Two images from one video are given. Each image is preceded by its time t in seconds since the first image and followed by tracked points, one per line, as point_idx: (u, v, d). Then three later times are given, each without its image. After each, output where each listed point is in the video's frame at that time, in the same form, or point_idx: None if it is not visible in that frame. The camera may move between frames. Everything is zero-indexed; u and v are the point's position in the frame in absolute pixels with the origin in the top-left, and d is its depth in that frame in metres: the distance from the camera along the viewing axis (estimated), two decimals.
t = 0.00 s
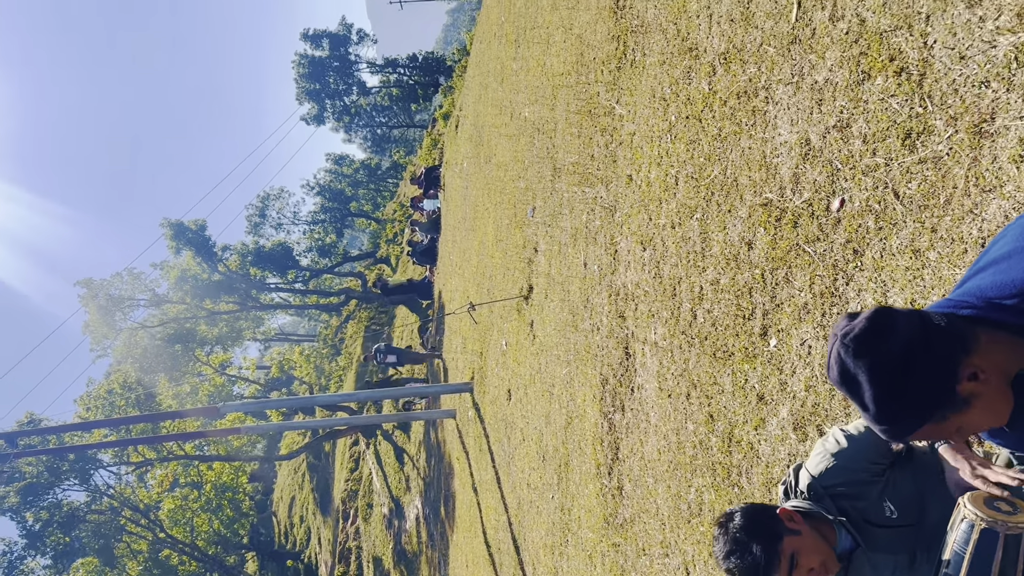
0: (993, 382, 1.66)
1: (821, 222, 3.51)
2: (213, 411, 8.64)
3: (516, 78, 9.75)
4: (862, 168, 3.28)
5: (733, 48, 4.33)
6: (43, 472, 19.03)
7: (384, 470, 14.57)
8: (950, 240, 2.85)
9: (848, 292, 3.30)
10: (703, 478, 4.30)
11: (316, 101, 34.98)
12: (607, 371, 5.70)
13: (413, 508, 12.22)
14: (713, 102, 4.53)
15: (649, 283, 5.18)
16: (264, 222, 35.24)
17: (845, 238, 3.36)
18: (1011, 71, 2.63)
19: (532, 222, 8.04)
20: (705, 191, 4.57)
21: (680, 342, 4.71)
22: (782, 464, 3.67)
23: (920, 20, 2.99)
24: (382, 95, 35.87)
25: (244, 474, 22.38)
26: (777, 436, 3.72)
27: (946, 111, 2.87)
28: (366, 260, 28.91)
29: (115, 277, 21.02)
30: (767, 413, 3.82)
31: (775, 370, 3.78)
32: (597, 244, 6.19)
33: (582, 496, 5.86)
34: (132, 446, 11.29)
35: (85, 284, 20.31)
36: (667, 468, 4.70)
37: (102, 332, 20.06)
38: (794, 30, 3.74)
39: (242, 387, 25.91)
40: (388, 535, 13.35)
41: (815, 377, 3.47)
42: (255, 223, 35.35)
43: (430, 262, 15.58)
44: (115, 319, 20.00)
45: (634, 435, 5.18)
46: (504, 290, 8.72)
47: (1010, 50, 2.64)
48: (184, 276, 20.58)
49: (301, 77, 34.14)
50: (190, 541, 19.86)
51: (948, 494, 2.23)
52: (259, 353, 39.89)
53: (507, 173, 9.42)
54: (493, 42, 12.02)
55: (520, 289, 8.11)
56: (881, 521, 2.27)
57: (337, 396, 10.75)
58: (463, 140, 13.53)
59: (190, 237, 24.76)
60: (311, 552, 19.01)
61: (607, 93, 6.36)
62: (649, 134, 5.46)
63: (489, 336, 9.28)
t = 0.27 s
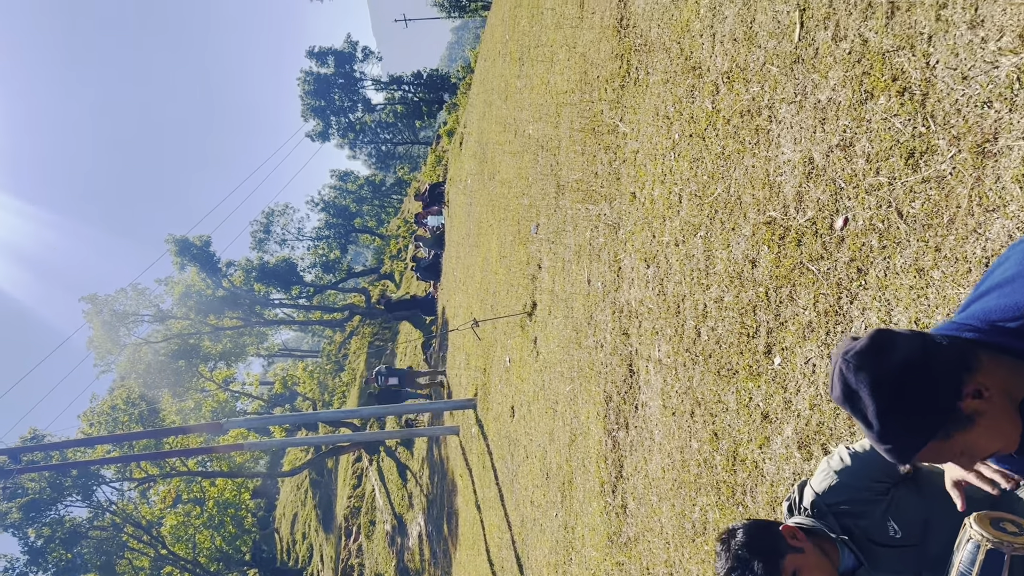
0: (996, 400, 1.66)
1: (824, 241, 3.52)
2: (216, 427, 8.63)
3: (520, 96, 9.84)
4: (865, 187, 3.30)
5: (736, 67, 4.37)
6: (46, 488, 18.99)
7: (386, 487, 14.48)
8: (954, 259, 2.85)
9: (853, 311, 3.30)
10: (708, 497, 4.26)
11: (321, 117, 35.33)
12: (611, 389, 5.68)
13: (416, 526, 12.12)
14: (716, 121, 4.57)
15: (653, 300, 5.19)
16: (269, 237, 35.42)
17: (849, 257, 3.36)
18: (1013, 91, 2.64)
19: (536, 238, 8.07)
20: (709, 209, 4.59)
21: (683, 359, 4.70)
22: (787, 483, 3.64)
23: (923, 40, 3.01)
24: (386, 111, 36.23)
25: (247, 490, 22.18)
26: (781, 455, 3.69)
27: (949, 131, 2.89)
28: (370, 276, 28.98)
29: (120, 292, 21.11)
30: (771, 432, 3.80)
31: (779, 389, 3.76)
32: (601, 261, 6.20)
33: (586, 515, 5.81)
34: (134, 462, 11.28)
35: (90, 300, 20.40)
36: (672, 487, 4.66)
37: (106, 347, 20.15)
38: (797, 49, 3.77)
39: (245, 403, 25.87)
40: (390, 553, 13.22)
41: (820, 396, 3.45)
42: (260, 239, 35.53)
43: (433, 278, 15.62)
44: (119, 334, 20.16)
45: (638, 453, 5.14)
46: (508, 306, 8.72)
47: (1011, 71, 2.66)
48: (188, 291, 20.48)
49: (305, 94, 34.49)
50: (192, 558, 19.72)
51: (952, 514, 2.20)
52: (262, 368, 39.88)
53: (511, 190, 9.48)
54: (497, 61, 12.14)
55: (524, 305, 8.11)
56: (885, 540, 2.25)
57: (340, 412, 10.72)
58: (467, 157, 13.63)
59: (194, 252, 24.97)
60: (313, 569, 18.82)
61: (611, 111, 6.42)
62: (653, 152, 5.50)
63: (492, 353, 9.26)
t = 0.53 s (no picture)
0: (1008, 421, 1.62)
1: (829, 261, 3.53)
2: (219, 444, 8.62)
3: (524, 114, 9.93)
4: (868, 208, 3.31)
5: (739, 87, 4.42)
6: (49, 505, 18.98)
7: (389, 504, 14.37)
8: (958, 280, 2.85)
9: (857, 331, 3.30)
10: (712, 517, 4.22)
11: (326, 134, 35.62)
12: (615, 407, 5.66)
13: (419, 543, 12.02)
14: (720, 140, 4.61)
15: (657, 318, 5.19)
16: (273, 253, 35.59)
17: (853, 277, 3.37)
18: (1016, 114, 2.67)
19: (540, 255, 8.10)
20: (712, 229, 4.61)
21: (688, 378, 4.68)
22: (793, 503, 3.61)
23: (925, 62, 3.04)
24: (391, 128, 36.56)
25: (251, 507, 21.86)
26: (787, 475, 3.66)
27: (952, 152, 2.90)
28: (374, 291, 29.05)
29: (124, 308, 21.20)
30: (776, 452, 3.77)
31: (783, 409, 3.75)
32: (605, 279, 6.21)
33: (590, 534, 5.76)
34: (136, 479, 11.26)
35: (95, 316, 20.51)
36: (676, 506, 4.62)
37: (110, 364, 20.22)
38: (800, 70, 3.81)
39: (248, 419, 25.79)
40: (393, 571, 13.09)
41: (825, 416, 3.43)
42: (264, 254, 35.69)
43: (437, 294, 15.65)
44: (123, 351, 20.24)
45: (642, 472, 5.11)
46: (512, 323, 8.73)
47: (1014, 94, 2.68)
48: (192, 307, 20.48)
49: (310, 111, 34.81)
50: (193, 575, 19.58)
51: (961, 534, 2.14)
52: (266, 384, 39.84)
53: (515, 208, 9.53)
54: (501, 79, 12.27)
55: (528, 322, 8.12)
56: (892, 563, 2.21)
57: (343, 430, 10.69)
58: (471, 174, 13.73)
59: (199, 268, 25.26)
60: None
61: (614, 130, 6.47)
62: (656, 171, 5.54)
63: (496, 370, 9.25)
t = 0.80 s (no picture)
0: (1010, 442, 1.61)
1: (832, 280, 3.53)
2: (222, 462, 8.60)
3: (528, 132, 10.01)
4: (872, 228, 3.32)
5: (742, 107, 4.46)
6: (52, 523, 18.94)
7: (392, 522, 14.25)
8: (962, 301, 2.85)
9: (862, 350, 3.30)
10: (717, 537, 4.18)
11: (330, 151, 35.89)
12: (619, 426, 5.63)
13: (422, 562, 11.89)
14: (723, 159, 4.64)
15: (661, 336, 5.18)
16: (277, 270, 35.71)
17: (857, 296, 3.37)
18: (1019, 136, 2.69)
19: (543, 273, 8.12)
20: (716, 247, 4.62)
21: (692, 398, 4.67)
22: (798, 524, 3.58)
23: (927, 83, 3.06)
24: (395, 146, 36.86)
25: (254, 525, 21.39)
26: (792, 495, 3.63)
27: (955, 173, 2.92)
28: (377, 308, 29.09)
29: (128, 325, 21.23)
30: (781, 472, 3.75)
31: (788, 429, 3.73)
32: (609, 296, 6.22)
33: (595, 554, 5.70)
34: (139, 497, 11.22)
35: (98, 333, 20.56)
36: (681, 526, 4.58)
37: (114, 381, 20.23)
38: (802, 91, 3.85)
39: (251, 436, 25.70)
40: None
41: (829, 436, 3.41)
42: (268, 271, 35.83)
43: (440, 310, 15.66)
44: (127, 368, 20.20)
45: (647, 491, 5.07)
46: (516, 341, 8.72)
47: (1016, 115, 2.70)
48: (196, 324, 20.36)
49: (315, 129, 35.12)
50: None
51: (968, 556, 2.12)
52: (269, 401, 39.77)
53: (519, 225, 9.56)
54: (505, 98, 12.38)
55: (531, 339, 8.11)
56: None
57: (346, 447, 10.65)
58: (475, 192, 13.81)
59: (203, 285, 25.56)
60: None
61: (618, 149, 6.52)
62: (660, 189, 5.57)
63: (500, 387, 9.22)
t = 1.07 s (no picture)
0: (1006, 460, 1.59)
1: (837, 298, 3.53)
2: (226, 480, 8.56)
3: (532, 150, 10.08)
4: (876, 246, 3.33)
5: (745, 126, 4.49)
6: (54, 542, 18.85)
7: (395, 540, 14.12)
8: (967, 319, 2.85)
9: (866, 369, 3.29)
10: (722, 557, 4.13)
11: (334, 169, 36.16)
12: (623, 444, 5.60)
13: None
14: (726, 178, 4.67)
15: (665, 354, 5.18)
16: (281, 287, 35.80)
17: (861, 315, 3.37)
18: (1021, 155, 2.70)
19: (547, 290, 8.13)
20: (719, 265, 4.64)
21: (697, 416, 4.65)
22: (803, 544, 3.54)
23: (930, 102, 3.08)
24: (399, 163, 37.13)
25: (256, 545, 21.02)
26: (797, 515, 3.60)
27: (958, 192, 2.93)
28: (380, 324, 29.11)
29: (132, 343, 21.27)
30: (786, 491, 3.72)
31: (793, 448, 3.71)
32: (612, 314, 6.22)
33: (599, 574, 5.64)
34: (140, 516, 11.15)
35: (102, 350, 20.58)
36: (686, 545, 4.53)
37: (117, 399, 20.20)
38: (805, 110, 3.88)
39: (254, 453, 25.58)
40: None
41: (834, 454, 3.39)
42: (271, 288, 35.92)
43: (443, 327, 15.67)
44: (130, 386, 20.18)
45: (651, 509, 5.03)
46: (519, 358, 8.70)
47: (1018, 134, 2.72)
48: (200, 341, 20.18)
49: (319, 146, 35.40)
50: None
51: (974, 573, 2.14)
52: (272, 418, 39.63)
53: (522, 242, 9.60)
54: (508, 116, 12.49)
55: (535, 356, 8.09)
56: None
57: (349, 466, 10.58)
58: (478, 209, 13.88)
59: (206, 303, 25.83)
60: None
61: (621, 167, 6.57)
62: (663, 208, 5.60)
63: (503, 404, 9.18)
